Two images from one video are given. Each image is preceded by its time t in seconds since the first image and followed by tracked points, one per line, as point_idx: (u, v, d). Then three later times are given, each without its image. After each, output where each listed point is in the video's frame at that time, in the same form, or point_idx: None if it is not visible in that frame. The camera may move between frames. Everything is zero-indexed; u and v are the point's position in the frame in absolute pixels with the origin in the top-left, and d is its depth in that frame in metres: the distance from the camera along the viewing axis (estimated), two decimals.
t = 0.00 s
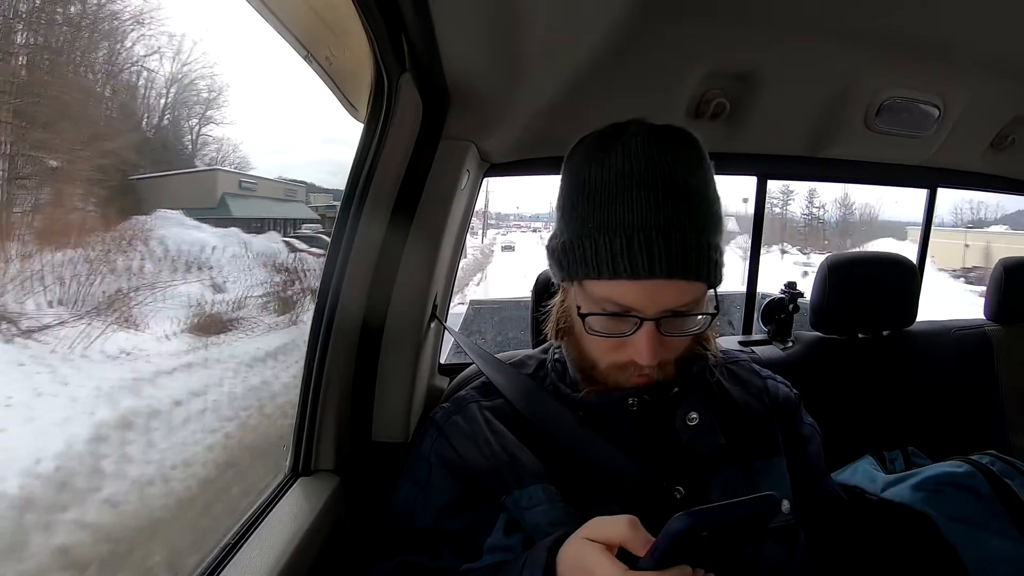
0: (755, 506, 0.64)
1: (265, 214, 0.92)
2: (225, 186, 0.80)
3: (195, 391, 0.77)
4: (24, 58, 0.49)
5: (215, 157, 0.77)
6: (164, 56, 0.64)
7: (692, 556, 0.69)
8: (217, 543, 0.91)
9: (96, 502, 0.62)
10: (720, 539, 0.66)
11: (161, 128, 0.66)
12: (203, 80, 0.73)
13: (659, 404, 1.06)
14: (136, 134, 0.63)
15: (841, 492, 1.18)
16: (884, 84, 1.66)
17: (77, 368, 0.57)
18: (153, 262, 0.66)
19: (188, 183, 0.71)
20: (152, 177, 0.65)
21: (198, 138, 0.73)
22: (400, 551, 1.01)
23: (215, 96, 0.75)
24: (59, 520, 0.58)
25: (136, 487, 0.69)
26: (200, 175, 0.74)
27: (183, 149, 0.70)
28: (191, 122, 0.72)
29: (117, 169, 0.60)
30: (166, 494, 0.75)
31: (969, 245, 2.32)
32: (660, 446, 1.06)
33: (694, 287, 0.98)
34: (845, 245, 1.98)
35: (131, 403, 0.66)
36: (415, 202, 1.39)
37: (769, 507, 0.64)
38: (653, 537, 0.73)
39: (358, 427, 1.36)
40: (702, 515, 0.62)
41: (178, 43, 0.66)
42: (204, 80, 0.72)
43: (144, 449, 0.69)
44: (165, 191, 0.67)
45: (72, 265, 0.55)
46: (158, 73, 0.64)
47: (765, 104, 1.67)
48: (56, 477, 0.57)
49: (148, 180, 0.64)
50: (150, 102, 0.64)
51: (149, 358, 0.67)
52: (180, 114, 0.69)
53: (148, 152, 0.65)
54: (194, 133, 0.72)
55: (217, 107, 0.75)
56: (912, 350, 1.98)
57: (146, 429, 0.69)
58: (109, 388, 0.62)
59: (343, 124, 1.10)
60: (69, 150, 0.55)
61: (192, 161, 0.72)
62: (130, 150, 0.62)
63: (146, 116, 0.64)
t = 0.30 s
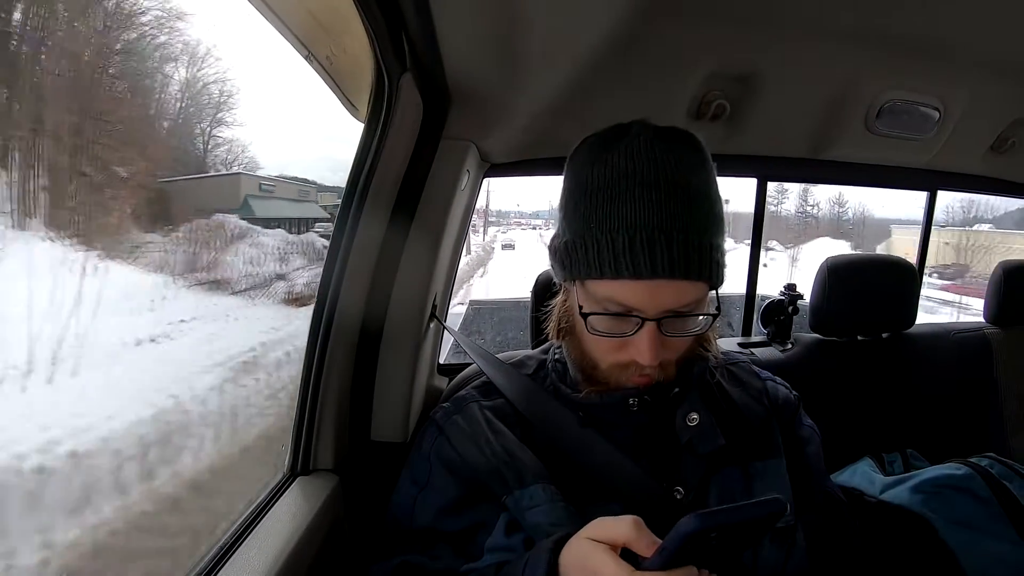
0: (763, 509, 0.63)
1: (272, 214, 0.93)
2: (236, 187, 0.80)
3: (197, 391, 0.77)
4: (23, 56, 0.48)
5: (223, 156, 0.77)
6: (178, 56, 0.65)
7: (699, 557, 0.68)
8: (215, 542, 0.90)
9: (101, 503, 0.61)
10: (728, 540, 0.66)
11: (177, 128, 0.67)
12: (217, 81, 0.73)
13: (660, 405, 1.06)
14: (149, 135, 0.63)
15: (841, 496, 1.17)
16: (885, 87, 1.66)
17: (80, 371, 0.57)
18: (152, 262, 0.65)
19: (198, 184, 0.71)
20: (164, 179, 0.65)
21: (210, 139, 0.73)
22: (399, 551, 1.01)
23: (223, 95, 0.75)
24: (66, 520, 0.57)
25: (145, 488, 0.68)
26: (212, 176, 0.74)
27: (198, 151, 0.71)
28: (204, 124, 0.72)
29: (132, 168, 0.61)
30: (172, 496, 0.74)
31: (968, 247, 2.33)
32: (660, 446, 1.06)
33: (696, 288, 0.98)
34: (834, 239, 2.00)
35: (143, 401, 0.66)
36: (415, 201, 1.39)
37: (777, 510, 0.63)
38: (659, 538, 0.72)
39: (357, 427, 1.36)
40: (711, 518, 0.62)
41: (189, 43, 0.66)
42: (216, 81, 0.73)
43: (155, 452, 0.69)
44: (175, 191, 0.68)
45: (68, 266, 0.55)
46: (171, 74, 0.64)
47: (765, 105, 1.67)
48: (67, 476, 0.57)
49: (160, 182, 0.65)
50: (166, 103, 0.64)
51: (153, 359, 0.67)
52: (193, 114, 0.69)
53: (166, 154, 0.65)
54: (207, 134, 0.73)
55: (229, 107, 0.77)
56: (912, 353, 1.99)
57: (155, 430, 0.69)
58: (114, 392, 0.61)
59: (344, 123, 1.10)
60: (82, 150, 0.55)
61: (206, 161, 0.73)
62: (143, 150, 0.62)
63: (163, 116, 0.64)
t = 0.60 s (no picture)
0: (762, 503, 0.63)
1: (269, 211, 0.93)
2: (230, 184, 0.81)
3: (191, 386, 0.77)
4: None
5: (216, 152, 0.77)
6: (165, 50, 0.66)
7: (699, 552, 0.68)
8: (215, 543, 0.90)
9: (92, 491, 0.62)
10: (727, 535, 0.66)
11: (163, 123, 0.67)
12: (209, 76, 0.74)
13: (660, 402, 1.07)
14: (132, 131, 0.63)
15: (842, 494, 1.17)
16: (885, 85, 1.66)
17: (63, 358, 0.56)
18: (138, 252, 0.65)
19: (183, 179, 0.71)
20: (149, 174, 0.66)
21: (199, 133, 0.73)
22: (399, 551, 1.01)
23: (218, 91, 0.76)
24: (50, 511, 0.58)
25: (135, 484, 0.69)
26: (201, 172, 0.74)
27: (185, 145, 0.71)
28: (194, 119, 0.72)
29: (117, 166, 0.61)
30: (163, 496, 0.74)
31: (967, 245, 2.33)
32: (661, 444, 1.06)
33: (698, 285, 0.98)
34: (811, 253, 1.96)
35: (132, 393, 0.66)
36: (415, 201, 1.38)
37: (774, 504, 0.64)
38: (660, 534, 0.72)
39: (358, 427, 1.36)
40: (710, 512, 0.62)
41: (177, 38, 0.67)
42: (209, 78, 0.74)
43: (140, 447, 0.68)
44: (161, 187, 0.68)
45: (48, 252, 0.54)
46: (153, 69, 0.65)
47: (765, 104, 1.67)
48: (61, 463, 0.58)
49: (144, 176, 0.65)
50: (148, 98, 0.65)
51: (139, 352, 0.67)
52: (179, 109, 0.70)
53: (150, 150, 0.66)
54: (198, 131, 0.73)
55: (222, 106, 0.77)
56: (912, 351, 1.99)
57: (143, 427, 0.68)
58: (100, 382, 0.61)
59: (343, 121, 1.10)
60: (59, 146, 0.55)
61: (194, 157, 0.73)
62: (126, 146, 0.63)
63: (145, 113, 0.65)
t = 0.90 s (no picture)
0: (763, 502, 0.64)
1: (263, 213, 0.93)
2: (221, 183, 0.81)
3: (193, 381, 0.77)
4: None
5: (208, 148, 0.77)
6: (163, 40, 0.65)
7: (699, 552, 0.69)
8: (218, 544, 0.90)
9: (109, 486, 0.63)
10: (726, 534, 0.67)
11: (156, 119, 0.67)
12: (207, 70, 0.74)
13: (660, 403, 1.07)
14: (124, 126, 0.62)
15: (842, 494, 1.17)
16: (885, 84, 1.66)
17: (75, 354, 0.56)
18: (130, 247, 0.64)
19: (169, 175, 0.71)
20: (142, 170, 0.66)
21: (193, 130, 0.73)
22: (399, 551, 1.01)
23: (215, 90, 0.76)
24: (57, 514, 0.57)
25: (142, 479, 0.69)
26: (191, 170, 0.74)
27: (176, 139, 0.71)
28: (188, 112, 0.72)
29: (106, 164, 0.61)
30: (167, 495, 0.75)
31: (967, 244, 2.33)
32: (661, 444, 1.07)
33: (697, 285, 0.98)
34: (793, 255, 1.98)
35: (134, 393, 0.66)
36: (415, 201, 1.39)
37: (776, 503, 0.65)
38: (659, 533, 0.73)
39: (359, 427, 1.36)
40: (712, 510, 0.62)
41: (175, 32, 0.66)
42: (207, 77, 0.74)
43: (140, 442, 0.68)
44: (157, 180, 0.69)
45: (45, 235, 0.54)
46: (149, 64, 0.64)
47: (764, 103, 1.67)
48: (84, 455, 0.59)
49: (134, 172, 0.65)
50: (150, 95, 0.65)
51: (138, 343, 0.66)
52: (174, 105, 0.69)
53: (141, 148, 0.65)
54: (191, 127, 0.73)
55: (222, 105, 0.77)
56: (912, 350, 1.98)
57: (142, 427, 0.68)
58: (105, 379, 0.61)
59: (342, 123, 1.10)
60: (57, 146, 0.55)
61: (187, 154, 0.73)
62: (123, 143, 0.63)
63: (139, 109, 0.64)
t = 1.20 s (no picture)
0: (761, 499, 0.64)
1: (265, 213, 0.94)
2: (224, 180, 0.81)
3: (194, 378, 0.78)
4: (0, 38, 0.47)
5: (211, 144, 0.77)
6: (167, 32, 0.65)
7: (698, 550, 0.69)
8: (215, 542, 0.90)
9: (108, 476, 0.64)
10: (725, 531, 0.66)
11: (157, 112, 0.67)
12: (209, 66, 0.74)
13: (660, 401, 1.07)
14: (125, 117, 0.62)
15: (843, 494, 1.17)
16: (886, 83, 1.66)
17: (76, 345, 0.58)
18: (127, 235, 0.64)
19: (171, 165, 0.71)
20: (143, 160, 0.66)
21: (193, 125, 0.73)
22: (400, 549, 1.01)
23: (217, 85, 0.76)
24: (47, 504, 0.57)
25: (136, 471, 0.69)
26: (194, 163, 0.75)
27: (178, 134, 0.71)
28: (189, 105, 0.72)
29: (101, 154, 0.60)
30: (167, 489, 0.75)
31: (967, 243, 2.33)
32: (661, 443, 1.07)
33: (696, 283, 0.98)
34: (786, 255, 2.00)
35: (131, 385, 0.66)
36: (415, 199, 1.39)
37: (774, 499, 0.65)
38: (659, 531, 0.72)
39: (359, 425, 1.36)
40: (710, 507, 0.62)
41: (178, 23, 0.66)
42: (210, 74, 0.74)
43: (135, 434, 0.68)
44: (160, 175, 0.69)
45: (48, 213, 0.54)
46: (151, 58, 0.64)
47: (765, 102, 1.68)
48: (79, 441, 0.60)
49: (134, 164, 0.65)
50: (155, 90, 0.65)
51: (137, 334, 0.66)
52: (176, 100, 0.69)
53: (142, 140, 0.65)
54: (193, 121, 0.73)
55: (224, 102, 0.78)
56: (912, 349, 1.99)
57: (143, 419, 0.69)
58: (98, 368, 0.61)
59: (343, 121, 1.10)
60: (51, 136, 0.54)
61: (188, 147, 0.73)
62: (126, 134, 0.63)
63: (139, 103, 0.64)
